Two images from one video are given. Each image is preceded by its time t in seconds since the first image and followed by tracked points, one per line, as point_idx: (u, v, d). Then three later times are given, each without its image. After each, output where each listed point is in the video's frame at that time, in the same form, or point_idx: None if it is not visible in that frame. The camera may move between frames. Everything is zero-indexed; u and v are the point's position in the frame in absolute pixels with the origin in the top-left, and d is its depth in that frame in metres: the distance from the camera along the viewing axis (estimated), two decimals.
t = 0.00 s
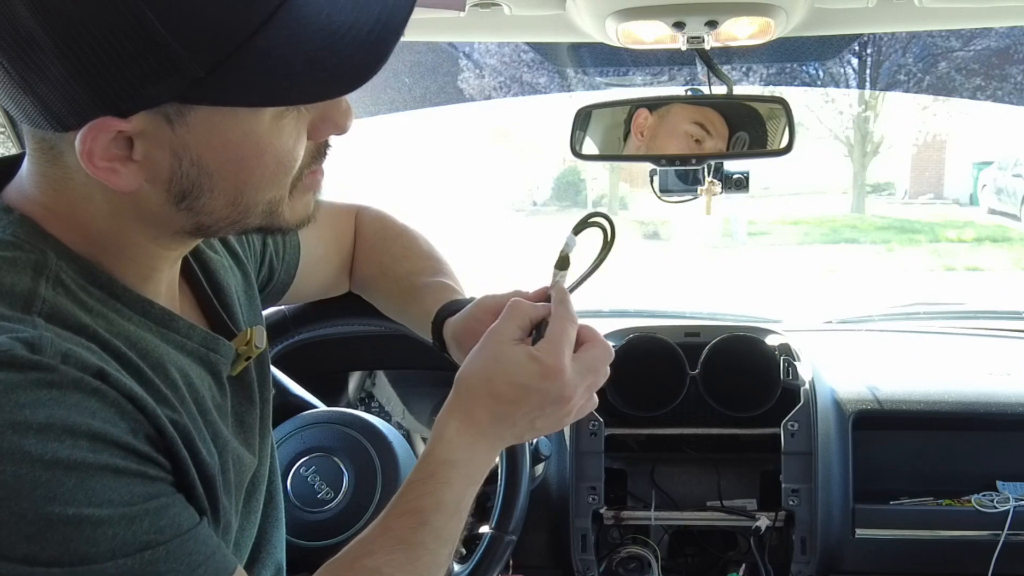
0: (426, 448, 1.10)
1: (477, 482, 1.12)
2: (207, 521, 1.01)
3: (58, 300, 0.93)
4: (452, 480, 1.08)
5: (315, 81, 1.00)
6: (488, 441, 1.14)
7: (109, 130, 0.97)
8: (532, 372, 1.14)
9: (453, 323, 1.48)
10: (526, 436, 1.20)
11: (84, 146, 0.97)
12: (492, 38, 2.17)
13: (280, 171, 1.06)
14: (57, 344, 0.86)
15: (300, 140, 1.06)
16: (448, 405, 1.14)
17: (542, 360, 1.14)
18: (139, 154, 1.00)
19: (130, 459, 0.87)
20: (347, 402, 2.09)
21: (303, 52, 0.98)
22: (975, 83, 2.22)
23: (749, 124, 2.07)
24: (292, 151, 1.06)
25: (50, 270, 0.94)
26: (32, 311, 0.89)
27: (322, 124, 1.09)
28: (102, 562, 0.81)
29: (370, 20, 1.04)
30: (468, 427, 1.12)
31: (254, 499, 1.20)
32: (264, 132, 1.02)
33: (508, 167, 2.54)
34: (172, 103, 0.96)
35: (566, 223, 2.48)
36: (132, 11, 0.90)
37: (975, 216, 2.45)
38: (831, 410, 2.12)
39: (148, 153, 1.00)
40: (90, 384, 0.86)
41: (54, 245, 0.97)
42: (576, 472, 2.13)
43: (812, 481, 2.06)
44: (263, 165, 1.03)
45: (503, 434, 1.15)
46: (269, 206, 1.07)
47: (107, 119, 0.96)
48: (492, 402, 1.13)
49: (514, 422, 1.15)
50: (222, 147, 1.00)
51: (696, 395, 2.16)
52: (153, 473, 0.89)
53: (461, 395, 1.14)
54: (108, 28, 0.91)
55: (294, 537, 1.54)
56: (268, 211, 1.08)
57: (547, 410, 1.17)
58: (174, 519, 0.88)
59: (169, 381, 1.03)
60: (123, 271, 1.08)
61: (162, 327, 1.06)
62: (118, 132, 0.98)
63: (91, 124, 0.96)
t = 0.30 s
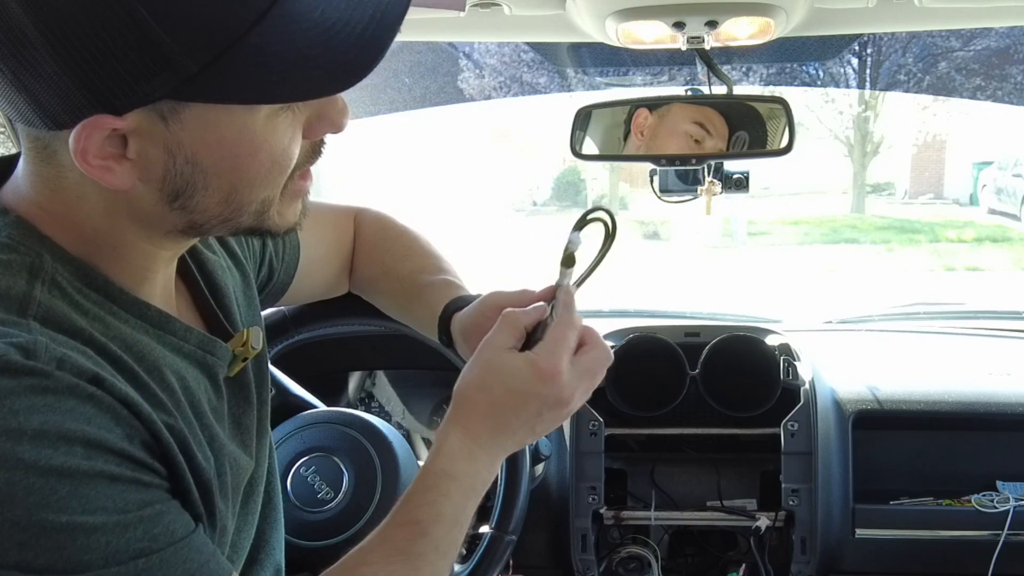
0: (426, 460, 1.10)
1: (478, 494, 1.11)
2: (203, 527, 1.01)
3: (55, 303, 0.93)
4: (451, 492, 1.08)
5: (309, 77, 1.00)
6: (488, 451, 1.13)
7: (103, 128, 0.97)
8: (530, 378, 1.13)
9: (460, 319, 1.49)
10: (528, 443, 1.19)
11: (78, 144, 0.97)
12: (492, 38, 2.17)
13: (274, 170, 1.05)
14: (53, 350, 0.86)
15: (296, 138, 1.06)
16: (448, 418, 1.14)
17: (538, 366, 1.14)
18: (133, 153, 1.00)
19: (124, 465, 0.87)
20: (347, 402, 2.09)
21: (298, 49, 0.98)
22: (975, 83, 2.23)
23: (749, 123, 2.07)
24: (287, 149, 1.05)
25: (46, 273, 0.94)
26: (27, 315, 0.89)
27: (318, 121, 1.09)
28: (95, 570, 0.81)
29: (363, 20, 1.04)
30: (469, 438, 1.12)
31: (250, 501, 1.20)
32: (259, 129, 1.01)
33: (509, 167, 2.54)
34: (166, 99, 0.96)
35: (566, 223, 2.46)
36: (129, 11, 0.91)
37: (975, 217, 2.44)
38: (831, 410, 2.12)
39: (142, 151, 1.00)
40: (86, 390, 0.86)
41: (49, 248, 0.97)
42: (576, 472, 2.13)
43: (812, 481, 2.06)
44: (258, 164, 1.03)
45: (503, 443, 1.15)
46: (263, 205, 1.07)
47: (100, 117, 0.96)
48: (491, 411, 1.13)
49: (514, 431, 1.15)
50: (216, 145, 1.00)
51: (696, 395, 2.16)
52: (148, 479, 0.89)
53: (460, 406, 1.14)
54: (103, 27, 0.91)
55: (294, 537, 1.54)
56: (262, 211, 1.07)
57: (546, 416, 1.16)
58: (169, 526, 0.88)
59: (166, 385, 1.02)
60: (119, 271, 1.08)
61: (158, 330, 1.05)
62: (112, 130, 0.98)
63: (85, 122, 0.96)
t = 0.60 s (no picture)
0: (429, 463, 1.11)
1: (485, 494, 1.11)
2: (206, 527, 1.01)
3: (58, 304, 0.93)
4: (455, 491, 1.08)
5: (315, 75, 1.00)
6: (493, 451, 1.13)
7: (107, 125, 0.97)
8: (525, 374, 1.14)
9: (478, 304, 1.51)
10: (536, 442, 1.19)
11: (82, 140, 0.97)
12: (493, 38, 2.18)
13: (277, 170, 1.05)
14: (59, 351, 0.86)
15: (298, 139, 1.06)
16: (451, 422, 1.16)
17: (531, 361, 1.15)
18: (137, 151, 1.00)
19: (128, 465, 0.87)
20: (347, 402, 2.09)
21: (302, 48, 0.98)
22: (975, 83, 2.23)
23: (749, 123, 2.07)
24: (289, 150, 1.05)
25: (49, 273, 0.94)
26: (31, 315, 0.89)
27: (321, 123, 1.09)
28: (101, 570, 0.81)
29: (368, 19, 1.05)
30: (470, 439, 1.12)
31: (251, 501, 1.20)
32: (263, 129, 1.02)
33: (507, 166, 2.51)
34: (170, 97, 0.97)
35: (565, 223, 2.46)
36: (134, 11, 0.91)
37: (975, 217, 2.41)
38: (831, 410, 2.12)
39: (145, 149, 1.00)
40: (91, 391, 0.86)
41: (53, 248, 0.97)
42: (576, 472, 2.12)
43: (812, 481, 2.06)
44: (262, 164, 1.03)
45: (508, 441, 1.15)
46: (265, 204, 1.07)
47: (105, 113, 0.96)
48: (490, 410, 1.14)
49: (518, 429, 1.15)
50: (219, 144, 1.00)
51: (696, 395, 2.16)
52: (152, 479, 0.89)
53: (460, 410, 1.15)
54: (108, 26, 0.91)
55: (294, 537, 1.54)
56: (263, 211, 1.07)
57: (550, 411, 1.16)
58: (172, 526, 0.88)
59: (168, 385, 1.03)
60: (122, 270, 1.08)
61: (161, 330, 1.06)
62: (117, 127, 0.98)
63: (90, 119, 0.96)
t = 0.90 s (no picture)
0: (438, 462, 1.12)
1: (492, 492, 1.12)
2: (210, 524, 1.01)
3: (62, 303, 0.92)
4: (463, 490, 1.09)
5: (316, 76, 1.00)
6: (502, 450, 1.15)
7: (115, 120, 0.96)
8: (534, 376, 1.15)
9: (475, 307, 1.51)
10: (545, 441, 1.20)
11: (89, 135, 0.97)
12: (492, 38, 2.18)
13: (281, 168, 1.05)
14: (63, 348, 0.86)
15: (302, 139, 1.06)
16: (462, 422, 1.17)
17: (542, 362, 1.15)
18: (144, 147, 1.00)
19: (133, 463, 0.87)
20: (347, 402, 2.09)
21: (306, 47, 0.98)
22: (975, 83, 2.23)
23: (749, 123, 2.07)
24: (293, 149, 1.05)
25: (53, 272, 0.94)
26: (36, 314, 0.88)
27: (324, 124, 1.09)
28: (106, 567, 0.81)
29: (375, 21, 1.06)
30: (478, 439, 1.14)
31: (251, 501, 1.20)
32: (269, 128, 1.02)
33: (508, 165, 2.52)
34: (180, 94, 0.96)
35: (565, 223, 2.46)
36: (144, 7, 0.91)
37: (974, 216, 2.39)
38: (830, 410, 2.11)
39: (152, 145, 1.00)
40: (96, 389, 0.86)
41: (57, 248, 0.97)
42: (576, 472, 2.12)
43: (812, 481, 2.06)
44: (266, 162, 1.03)
45: (517, 441, 1.16)
46: (268, 203, 1.07)
47: (114, 108, 0.96)
48: (499, 410, 1.15)
49: (526, 428, 1.16)
50: (225, 141, 1.00)
51: (696, 395, 2.16)
52: (157, 477, 0.89)
53: (470, 409, 1.16)
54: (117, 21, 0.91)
55: (294, 537, 1.54)
56: (268, 209, 1.07)
57: (558, 411, 1.17)
58: (176, 524, 0.88)
59: (172, 383, 1.03)
60: (125, 266, 1.08)
61: (165, 329, 1.06)
62: (125, 122, 0.97)
63: (98, 114, 0.96)
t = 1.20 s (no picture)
0: (441, 464, 1.11)
1: (496, 497, 1.12)
2: (214, 520, 1.01)
3: (66, 298, 0.93)
4: (466, 492, 1.08)
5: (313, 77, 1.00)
6: (506, 455, 1.14)
7: (111, 117, 0.97)
8: (534, 378, 1.15)
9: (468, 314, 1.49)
10: (547, 449, 1.20)
11: (85, 132, 0.97)
12: (492, 37, 2.18)
13: (276, 168, 1.05)
14: (65, 343, 0.86)
15: (298, 139, 1.06)
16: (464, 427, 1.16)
17: (543, 366, 1.16)
18: (140, 145, 1.00)
19: (137, 459, 0.87)
20: (347, 401, 2.09)
21: (303, 48, 0.98)
22: (975, 83, 2.24)
23: (749, 123, 2.07)
24: (289, 150, 1.05)
25: (57, 267, 0.94)
26: (39, 309, 0.89)
27: (322, 125, 1.09)
28: (108, 565, 0.81)
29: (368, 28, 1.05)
30: (481, 441, 1.13)
31: (255, 498, 1.20)
32: (266, 127, 1.01)
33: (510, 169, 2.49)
34: (176, 92, 0.96)
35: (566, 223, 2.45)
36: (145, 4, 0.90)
37: (974, 216, 2.39)
38: (830, 410, 2.11)
39: (148, 143, 1.00)
40: (99, 384, 0.86)
41: (60, 244, 0.97)
42: (576, 472, 2.12)
43: (812, 481, 2.06)
44: (261, 163, 1.03)
45: (521, 446, 1.16)
46: (263, 204, 1.07)
47: (109, 105, 0.96)
48: (500, 412, 1.14)
49: (530, 434, 1.16)
50: (221, 140, 1.00)
51: (696, 395, 2.16)
52: (160, 473, 0.89)
53: (471, 412, 1.15)
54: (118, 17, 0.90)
55: (294, 537, 1.54)
56: (262, 210, 1.07)
57: (561, 416, 1.17)
58: (180, 521, 0.88)
59: (177, 378, 1.03)
60: (123, 262, 1.08)
61: (170, 322, 1.06)
62: (121, 119, 0.97)
63: (94, 111, 0.96)
